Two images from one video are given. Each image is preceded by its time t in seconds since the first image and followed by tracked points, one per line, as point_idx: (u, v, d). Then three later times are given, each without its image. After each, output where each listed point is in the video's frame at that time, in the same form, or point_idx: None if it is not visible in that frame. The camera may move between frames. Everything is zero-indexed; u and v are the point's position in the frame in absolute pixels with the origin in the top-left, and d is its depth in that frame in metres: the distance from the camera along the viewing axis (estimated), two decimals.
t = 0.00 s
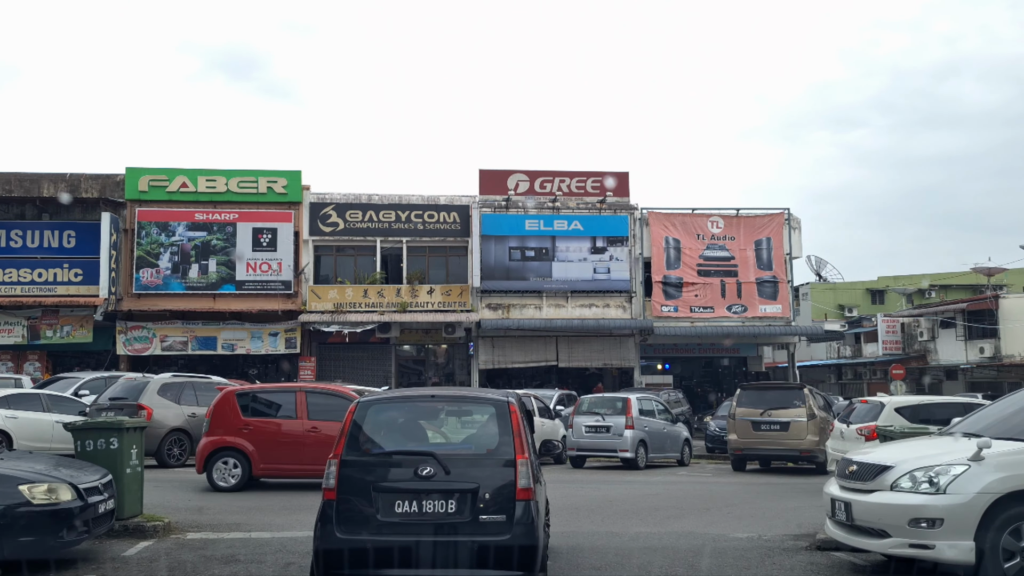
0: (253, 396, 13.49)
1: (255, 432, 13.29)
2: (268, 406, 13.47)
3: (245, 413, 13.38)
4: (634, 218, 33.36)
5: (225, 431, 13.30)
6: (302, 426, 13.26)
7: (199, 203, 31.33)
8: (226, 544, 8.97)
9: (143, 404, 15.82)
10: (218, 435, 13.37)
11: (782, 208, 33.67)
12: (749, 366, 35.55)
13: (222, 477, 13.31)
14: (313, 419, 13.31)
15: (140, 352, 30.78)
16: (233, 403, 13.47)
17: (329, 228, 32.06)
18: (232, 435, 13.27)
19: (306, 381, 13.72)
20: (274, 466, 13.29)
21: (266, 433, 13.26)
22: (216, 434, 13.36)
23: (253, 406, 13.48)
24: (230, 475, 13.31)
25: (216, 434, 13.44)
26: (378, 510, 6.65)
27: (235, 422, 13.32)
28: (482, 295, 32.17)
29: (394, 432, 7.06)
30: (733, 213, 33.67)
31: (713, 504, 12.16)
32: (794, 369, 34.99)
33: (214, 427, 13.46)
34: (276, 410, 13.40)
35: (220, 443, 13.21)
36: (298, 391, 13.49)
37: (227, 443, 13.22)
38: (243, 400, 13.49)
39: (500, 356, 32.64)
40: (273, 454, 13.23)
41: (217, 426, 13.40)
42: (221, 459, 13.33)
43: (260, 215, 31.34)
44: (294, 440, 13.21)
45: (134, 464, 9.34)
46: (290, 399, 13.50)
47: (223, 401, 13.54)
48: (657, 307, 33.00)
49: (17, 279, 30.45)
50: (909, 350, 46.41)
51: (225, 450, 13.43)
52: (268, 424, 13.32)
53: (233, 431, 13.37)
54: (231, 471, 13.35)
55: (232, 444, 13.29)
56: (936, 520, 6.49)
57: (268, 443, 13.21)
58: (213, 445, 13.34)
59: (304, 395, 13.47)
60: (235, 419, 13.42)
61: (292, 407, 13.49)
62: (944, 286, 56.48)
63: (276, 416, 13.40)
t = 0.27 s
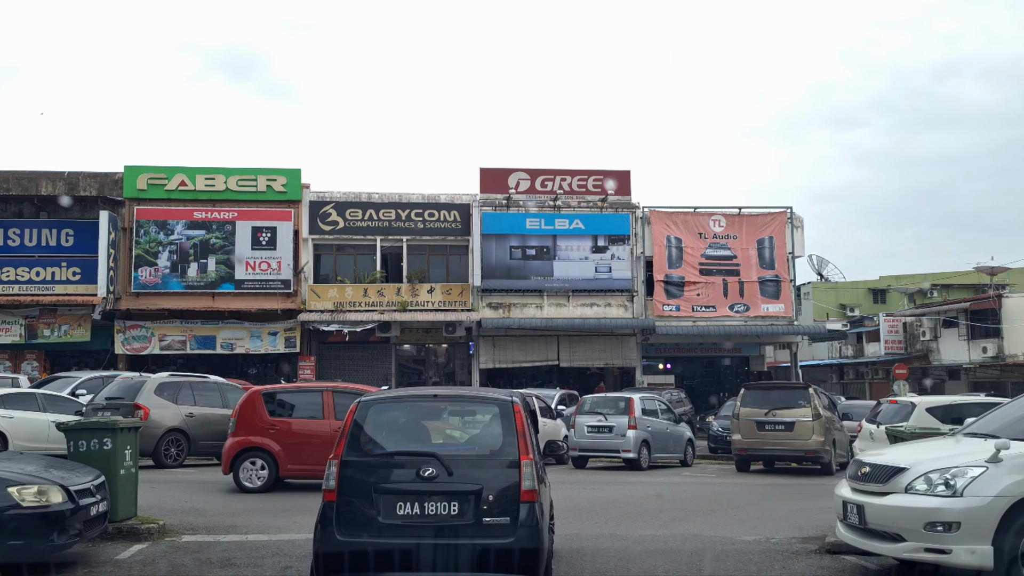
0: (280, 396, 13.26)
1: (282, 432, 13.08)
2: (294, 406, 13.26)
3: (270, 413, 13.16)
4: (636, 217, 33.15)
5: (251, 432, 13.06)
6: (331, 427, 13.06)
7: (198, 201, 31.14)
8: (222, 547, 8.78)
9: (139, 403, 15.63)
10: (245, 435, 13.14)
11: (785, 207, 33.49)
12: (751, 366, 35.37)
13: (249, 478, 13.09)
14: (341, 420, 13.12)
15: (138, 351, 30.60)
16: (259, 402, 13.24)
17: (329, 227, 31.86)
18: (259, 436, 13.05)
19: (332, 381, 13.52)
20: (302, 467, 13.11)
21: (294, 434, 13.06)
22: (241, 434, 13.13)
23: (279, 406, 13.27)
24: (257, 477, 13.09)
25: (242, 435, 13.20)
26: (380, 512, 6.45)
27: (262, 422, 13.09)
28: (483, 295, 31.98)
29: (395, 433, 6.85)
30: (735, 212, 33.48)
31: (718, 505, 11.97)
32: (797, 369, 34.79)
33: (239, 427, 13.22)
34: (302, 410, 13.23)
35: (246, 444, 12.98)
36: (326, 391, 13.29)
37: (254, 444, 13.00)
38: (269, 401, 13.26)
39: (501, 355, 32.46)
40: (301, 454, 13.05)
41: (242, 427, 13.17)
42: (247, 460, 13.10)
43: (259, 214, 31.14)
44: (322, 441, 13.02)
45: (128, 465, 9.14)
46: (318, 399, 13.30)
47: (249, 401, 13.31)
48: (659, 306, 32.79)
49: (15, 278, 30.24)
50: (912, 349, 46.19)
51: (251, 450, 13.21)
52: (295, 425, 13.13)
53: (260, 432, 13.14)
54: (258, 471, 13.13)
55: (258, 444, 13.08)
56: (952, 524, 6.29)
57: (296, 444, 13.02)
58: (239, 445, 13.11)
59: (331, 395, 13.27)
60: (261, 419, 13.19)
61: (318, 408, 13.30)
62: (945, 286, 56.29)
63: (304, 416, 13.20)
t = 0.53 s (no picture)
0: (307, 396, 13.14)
1: (310, 433, 12.96)
2: (320, 406, 13.16)
3: (297, 414, 13.03)
4: (637, 216, 32.96)
5: (277, 432, 12.92)
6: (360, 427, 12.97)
7: (197, 199, 30.97)
8: (217, 550, 8.60)
9: (136, 403, 15.45)
10: (271, 436, 12.99)
11: (787, 206, 33.31)
12: (753, 366, 35.18)
13: (277, 479, 12.93)
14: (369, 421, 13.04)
15: (137, 350, 30.45)
16: (285, 402, 13.10)
17: (329, 225, 31.67)
18: (286, 436, 12.92)
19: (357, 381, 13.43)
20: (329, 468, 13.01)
21: (322, 434, 12.95)
22: (268, 434, 12.97)
23: (306, 407, 13.14)
24: (285, 477, 12.94)
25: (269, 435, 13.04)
26: (381, 513, 6.28)
27: (289, 423, 12.95)
28: (484, 293, 31.81)
29: (398, 432, 6.67)
30: (737, 210, 33.29)
31: (723, 507, 11.80)
32: (798, 368, 34.61)
33: (265, 427, 13.07)
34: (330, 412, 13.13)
35: (272, 444, 12.85)
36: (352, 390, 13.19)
37: (280, 444, 12.85)
38: (296, 400, 13.12)
39: (502, 354, 32.30)
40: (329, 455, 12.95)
41: (268, 427, 13.02)
42: (275, 461, 12.95)
43: (258, 212, 30.96)
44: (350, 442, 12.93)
45: (123, 466, 8.96)
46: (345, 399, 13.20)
47: (275, 401, 13.16)
48: (660, 305, 32.61)
49: (13, 276, 30.05)
50: (914, 349, 46.41)
51: (276, 450, 13.06)
52: (322, 425, 13.02)
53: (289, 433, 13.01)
54: (285, 472, 12.98)
55: (285, 445, 12.94)
56: (968, 527, 6.12)
57: (325, 444, 12.91)
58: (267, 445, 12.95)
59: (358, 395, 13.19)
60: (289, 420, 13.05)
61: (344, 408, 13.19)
62: (947, 286, 56.10)
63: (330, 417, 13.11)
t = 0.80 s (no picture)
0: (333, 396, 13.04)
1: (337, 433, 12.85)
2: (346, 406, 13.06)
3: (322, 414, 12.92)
4: (638, 215, 32.83)
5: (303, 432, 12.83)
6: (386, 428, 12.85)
7: (196, 198, 30.85)
8: (215, 552, 8.46)
9: (134, 403, 15.33)
10: (297, 436, 12.91)
11: (789, 205, 33.17)
12: (754, 366, 35.04)
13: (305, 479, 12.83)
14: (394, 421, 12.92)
15: (135, 350, 30.30)
16: (312, 402, 12.99)
17: (328, 224, 31.54)
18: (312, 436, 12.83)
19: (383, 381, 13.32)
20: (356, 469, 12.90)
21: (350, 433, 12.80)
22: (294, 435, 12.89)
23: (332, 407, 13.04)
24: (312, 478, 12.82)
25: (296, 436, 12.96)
26: (383, 513, 6.15)
27: (315, 423, 12.85)
28: (484, 293, 31.69)
29: (400, 432, 6.54)
30: (738, 209, 33.16)
31: (727, 508, 11.67)
32: (800, 367, 34.47)
33: (291, 428, 12.98)
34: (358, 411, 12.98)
35: (297, 445, 12.76)
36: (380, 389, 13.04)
37: (305, 445, 12.75)
38: (323, 400, 13.00)
39: (502, 353, 32.17)
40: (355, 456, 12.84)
41: (295, 427, 12.93)
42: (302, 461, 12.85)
43: (258, 211, 30.82)
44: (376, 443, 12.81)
45: (118, 466, 8.84)
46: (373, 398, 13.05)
47: (303, 401, 13.08)
48: (662, 304, 32.47)
49: (11, 275, 29.90)
50: (915, 349, 46.14)
51: (302, 451, 12.97)
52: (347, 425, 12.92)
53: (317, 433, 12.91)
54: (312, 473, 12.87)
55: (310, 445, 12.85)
56: (980, 530, 5.99)
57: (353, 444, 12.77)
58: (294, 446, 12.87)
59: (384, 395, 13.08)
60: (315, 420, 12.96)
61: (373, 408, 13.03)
62: (949, 285, 55.94)
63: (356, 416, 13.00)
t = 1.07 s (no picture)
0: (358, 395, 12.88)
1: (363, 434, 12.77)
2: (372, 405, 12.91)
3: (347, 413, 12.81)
4: (639, 214, 32.76)
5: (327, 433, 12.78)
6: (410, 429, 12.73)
7: (196, 197, 30.79)
8: (213, 553, 8.38)
9: (133, 403, 15.26)
10: (323, 437, 12.86)
11: (790, 204, 33.10)
12: (755, 365, 34.95)
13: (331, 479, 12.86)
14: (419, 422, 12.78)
15: (135, 349, 30.15)
16: (337, 402, 12.87)
17: (329, 223, 31.47)
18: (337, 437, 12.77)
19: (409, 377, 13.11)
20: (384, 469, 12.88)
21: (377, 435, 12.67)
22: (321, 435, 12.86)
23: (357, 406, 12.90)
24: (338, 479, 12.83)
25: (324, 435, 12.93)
26: (385, 512, 6.09)
27: (340, 424, 12.72)
28: (485, 292, 31.63)
29: (404, 432, 6.47)
30: (739, 209, 33.09)
31: (730, 508, 11.60)
32: (801, 367, 34.39)
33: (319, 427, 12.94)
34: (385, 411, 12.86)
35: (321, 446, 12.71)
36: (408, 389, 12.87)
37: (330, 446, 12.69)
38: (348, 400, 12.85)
39: (503, 353, 32.09)
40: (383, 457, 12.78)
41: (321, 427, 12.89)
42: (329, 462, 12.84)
43: (258, 211, 30.76)
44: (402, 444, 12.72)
45: (116, 466, 8.77)
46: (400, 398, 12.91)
47: (330, 400, 12.98)
48: (663, 304, 32.38)
49: (11, 274, 29.82)
50: (916, 349, 46.33)
51: (329, 451, 12.92)
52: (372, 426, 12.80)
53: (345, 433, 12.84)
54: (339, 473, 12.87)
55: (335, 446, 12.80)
56: (987, 532, 5.91)
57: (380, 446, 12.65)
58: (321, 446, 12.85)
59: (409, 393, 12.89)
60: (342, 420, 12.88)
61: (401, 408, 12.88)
62: (950, 285, 55.89)
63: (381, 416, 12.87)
